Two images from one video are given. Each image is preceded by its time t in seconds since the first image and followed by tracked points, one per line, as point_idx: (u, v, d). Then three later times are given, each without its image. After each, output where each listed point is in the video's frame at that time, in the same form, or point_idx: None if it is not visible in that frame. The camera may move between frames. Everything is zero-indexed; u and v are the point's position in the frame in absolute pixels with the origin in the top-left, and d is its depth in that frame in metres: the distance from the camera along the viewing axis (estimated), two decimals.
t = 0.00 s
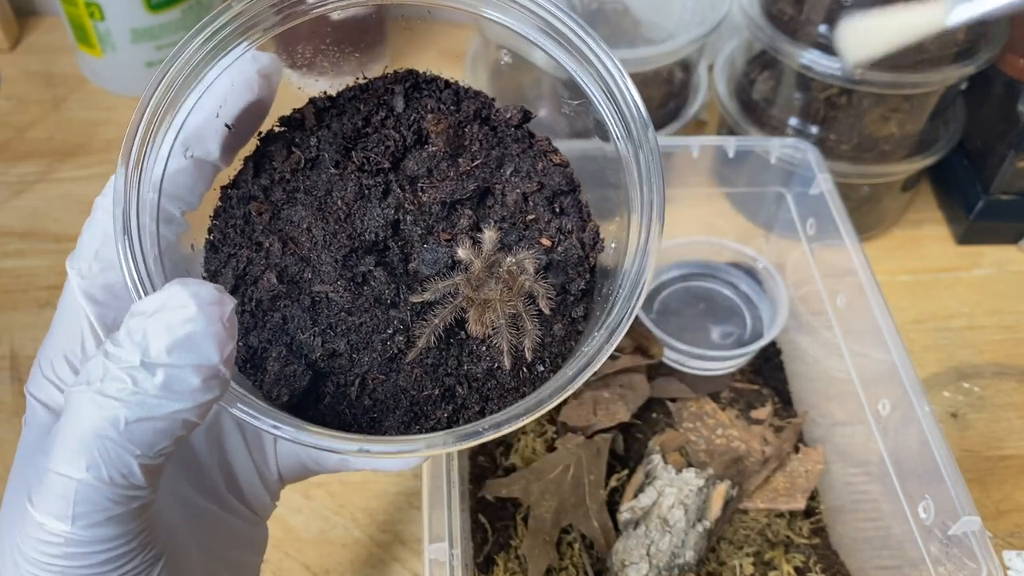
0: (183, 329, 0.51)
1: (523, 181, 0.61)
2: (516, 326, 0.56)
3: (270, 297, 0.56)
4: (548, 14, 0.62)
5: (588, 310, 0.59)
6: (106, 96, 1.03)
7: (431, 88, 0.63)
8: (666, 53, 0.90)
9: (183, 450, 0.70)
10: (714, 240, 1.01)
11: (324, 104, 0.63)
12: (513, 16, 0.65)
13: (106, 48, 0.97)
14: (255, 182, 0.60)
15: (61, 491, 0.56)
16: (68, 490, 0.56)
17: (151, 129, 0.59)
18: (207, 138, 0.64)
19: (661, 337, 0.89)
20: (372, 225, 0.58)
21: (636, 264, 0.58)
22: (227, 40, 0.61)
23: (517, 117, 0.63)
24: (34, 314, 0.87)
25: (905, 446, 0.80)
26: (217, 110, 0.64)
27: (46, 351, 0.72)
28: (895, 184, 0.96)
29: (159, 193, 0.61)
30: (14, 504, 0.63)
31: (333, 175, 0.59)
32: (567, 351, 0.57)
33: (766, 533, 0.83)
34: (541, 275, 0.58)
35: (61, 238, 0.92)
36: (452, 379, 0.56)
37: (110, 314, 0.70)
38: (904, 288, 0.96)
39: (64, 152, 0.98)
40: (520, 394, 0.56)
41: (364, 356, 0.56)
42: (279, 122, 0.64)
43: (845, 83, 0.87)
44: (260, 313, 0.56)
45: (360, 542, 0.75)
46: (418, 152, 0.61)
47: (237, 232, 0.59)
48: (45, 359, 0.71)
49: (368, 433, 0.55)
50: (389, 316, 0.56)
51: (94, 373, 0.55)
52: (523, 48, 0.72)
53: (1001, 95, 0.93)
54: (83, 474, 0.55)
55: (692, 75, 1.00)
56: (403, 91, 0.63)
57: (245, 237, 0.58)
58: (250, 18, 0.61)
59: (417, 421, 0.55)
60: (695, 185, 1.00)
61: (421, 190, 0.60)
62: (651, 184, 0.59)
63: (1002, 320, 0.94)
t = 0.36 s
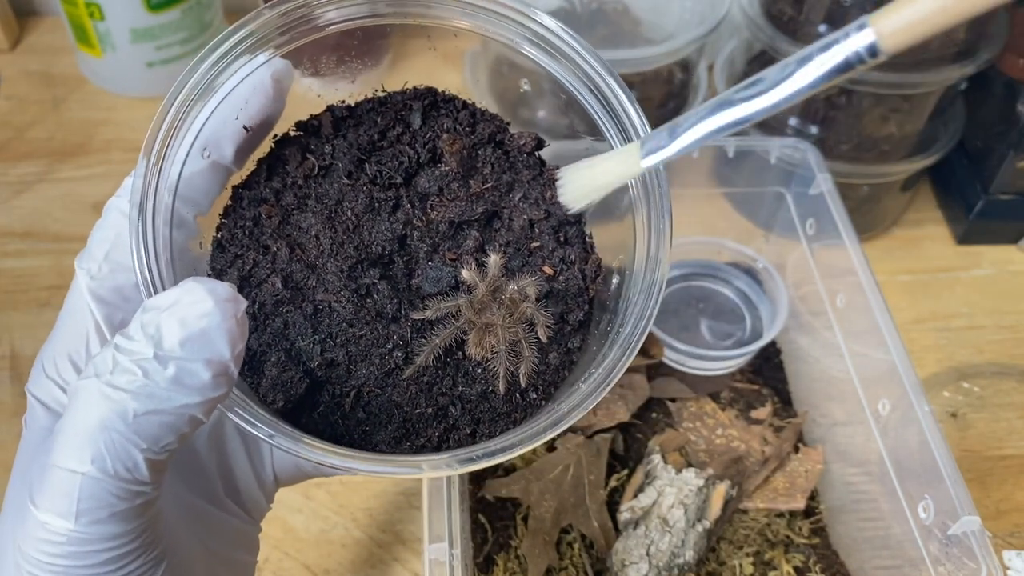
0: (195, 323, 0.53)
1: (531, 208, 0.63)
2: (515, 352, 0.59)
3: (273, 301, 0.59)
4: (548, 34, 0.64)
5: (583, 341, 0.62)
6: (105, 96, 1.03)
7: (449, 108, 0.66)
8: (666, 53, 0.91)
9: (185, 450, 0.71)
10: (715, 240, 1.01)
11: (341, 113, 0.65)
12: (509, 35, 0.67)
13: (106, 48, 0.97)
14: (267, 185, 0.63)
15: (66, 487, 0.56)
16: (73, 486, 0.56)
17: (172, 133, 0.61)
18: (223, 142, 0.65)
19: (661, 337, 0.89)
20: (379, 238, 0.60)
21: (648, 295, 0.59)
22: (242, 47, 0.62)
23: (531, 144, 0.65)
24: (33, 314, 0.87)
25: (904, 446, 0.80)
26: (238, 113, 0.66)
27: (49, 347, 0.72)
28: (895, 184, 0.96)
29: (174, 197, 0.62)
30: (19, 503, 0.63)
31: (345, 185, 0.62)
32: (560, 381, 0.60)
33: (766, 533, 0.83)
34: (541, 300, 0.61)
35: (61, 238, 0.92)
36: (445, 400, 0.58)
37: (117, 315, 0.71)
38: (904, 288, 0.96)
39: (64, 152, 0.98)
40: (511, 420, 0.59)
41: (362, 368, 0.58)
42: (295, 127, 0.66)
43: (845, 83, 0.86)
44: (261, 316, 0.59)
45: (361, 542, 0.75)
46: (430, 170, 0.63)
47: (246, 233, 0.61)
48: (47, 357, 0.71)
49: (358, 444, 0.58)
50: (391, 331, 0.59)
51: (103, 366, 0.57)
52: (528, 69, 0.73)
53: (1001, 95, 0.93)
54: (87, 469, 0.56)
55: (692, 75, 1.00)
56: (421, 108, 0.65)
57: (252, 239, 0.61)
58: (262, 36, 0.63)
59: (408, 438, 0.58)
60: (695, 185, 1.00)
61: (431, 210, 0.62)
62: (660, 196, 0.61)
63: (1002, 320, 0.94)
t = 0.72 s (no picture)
0: (185, 299, 0.55)
1: (522, 214, 0.64)
2: (497, 351, 0.59)
3: (268, 298, 0.60)
4: (531, 41, 0.64)
5: (568, 343, 0.61)
6: (105, 96, 1.03)
7: (445, 117, 0.67)
8: (665, 53, 0.89)
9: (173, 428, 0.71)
10: (715, 240, 1.01)
11: (342, 121, 0.66)
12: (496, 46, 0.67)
13: (106, 48, 0.97)
14: (268, 188, 0.63)
15: (55, 459, 0.56)
16: (62, 457, 0.56)
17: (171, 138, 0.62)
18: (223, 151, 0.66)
19: (661, 337, 0.89)
20: (373, 240, 0.61)
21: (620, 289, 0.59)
22: (235, 58, 0.64)
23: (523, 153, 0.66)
24: (33, 314, 0.87)
25: (905, 446, 0.80)
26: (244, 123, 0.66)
27: (51, 345, 0.71)
28: (896, 184, 0.96)
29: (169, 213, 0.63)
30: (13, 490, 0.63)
31: (342, 189, 0.63)
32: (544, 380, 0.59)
33: (766, 533, 0.83)
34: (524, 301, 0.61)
35: (61, 237, 0.92)
36: (429, 396, 0.58)
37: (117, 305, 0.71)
38: (904, 288, 0.96)
39: (64, 152, 0.98)
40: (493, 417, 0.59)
41: (349, 362, 0.58)
42: (299, 133, 0.67)
43: (845, 83, 0.86)
44: (256, 312, 0.60)
45: (360, 542, 0.75)
46: (424, 176, 0.64)
47: (245, 233, 0.62)
48: (50, 355, 0.70)
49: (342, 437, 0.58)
50: (378, 327, 0.59)
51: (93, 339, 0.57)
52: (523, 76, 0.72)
53: (1001, 95, 0.93)
54: (75, 439, 0.56)
55: (692, 75, 1.00)
56: (418, 117, 0.66)
57: (252, 238, 0.62)
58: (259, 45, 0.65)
59: (392, 431, 0.58)
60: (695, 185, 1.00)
61: (423, 213, 0.62)
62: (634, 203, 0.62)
63: (1002, 320, 0.94)
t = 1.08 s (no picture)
0: (194, 307, 0.55)
1: (538, 231, 0.63)
2: (500, 372, 0.60)
3: (281, 296, 0.60)
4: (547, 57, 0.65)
5: (570, 367, 0.62)
6: (105, 97, 1.03)
7: (471, 123, 0.66)
8: (665, 53, 0.89)
9: (185, 437, 0.70)
10: (714, 240, 1.01)
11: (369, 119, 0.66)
12: (510, 55, 0.67)
13: (106, 48, 0.97)
14: (289, 181, 0.63)
15: (69, 463, 0.57)
16: (76, 461, 0.57)
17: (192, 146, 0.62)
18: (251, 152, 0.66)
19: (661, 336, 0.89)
20: (389, 245, 0.61)
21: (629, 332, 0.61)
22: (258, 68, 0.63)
23: (545, 168, 0.65)
24: (33, 314, 0.87)
25: (904, 445, 0.80)
26: (268, 114, 0.66)
27: (70, 344, 0.72)
28: (895, 184, 0.96)
29: (190, 210, 0.64)
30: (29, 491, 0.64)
31: (362, 190, 0.62)
32: (542, 403, 0.61)
33: (766, 533, 0.83)
34: (530, 320, 0.61)
35: (62, 238, 0.93)
36: (429, 409, 0.60)
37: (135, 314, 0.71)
38: (903, 288, 0.96)
39: (63, 152, 0.99)
40: (489, 436, 0.60)
41: (355, 369, 0.59)
42: (322, 127, 0.67)
43: (845, 83, 0.87)
44: (268, 308, 0.61)
45: (361, 542, 0.76)
46: (445, 184, 0.63)
47: (263, 226, 0.62)
48: (69, 353, 0.71)
49: (342, 439, 0.60)
50: (386, 337, 0.60)
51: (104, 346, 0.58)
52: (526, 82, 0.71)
53: (1001, 94, 0.93)
54: (89, 443, 0.57)
55: (692, 75, 1.00)
56: (445, 121, 0.65)
57: (269, 233, 0.62)
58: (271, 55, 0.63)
59: (390, 441, 0.59)
60: (695, 185, 1.00)
61: (441, 222, 0.62)
62: (644, 222, 0.64)
63: (1002, 320, 0.94)
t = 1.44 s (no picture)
0: (195, 302, 0.55)
1: (527, 222, 0.66)
2: (493, 362, 0.62)
3: (274, 288, 0.62)
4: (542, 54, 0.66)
5: (559, 356, 0.64)
6: (106, 96, 1.03)
7: (459, 116, 0.68)
8: (666, 53, 0.89)
9: (183, 434, 0.70)
10: (714, 241, 1.01)
11: (357, 111, 0.67)
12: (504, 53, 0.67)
13: (106, 48, 0.97)
14: (279, 173, 0.65)
15: (76, 461, 0.57)
16: (83, 459, 0.57)
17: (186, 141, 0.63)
18: (243, 145, 0.67)
19: (661, 336, 0.89)
20: (380, 236, 0.64)
21: (621, 324, 0.63)
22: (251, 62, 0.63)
23: (534, 160, 0.68)
24: (33, 314, 0.87)
25: (904, 445, 0.80)
26: (259, 106, 0.66)
27: (64, 342, 0.72)
28: (896, 184, 0.96)
29: (185, 207, 0.64)
30: (33, 490, 0.64)
31: (354, 182, 0.65)
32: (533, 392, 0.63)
33: (766, 533, 0.83)
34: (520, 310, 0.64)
35: (62, 238, 0.93)
36: (423, 398, 0.62)
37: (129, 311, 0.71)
38: (904, 288, 0.96)
39: (64, 152, 0.99)
40: (481, 425, 0.62)
41: (349, 359, 0.61)
42: (311, 118, 0.68)
43: (845, 83, 0.87)
44: (261, 300, 0.62)
45: (361, 542, 0.75)
46: (434, 176, 0.66)
47: (255, 219, 0.64)
48: (64, 350, 0.71)
49: (337, 430, 0.61)
50: (379, 327, 0.62)
51: (109, 347, 0.58)
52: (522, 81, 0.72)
53: (1001, 94, 0.93)
54: (97, 442, 0.57)
55: (692, 75, 1.00)
56: (433, 115, 0.68)
57: (260, 225, 0.64)
58: (270, 52, 0.64)
59: (385, 430, 0.61)
60: (695, 185, 1.01)
61: (431, 213, 0.66)
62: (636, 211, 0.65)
63: (1001, 320, 0.94)
